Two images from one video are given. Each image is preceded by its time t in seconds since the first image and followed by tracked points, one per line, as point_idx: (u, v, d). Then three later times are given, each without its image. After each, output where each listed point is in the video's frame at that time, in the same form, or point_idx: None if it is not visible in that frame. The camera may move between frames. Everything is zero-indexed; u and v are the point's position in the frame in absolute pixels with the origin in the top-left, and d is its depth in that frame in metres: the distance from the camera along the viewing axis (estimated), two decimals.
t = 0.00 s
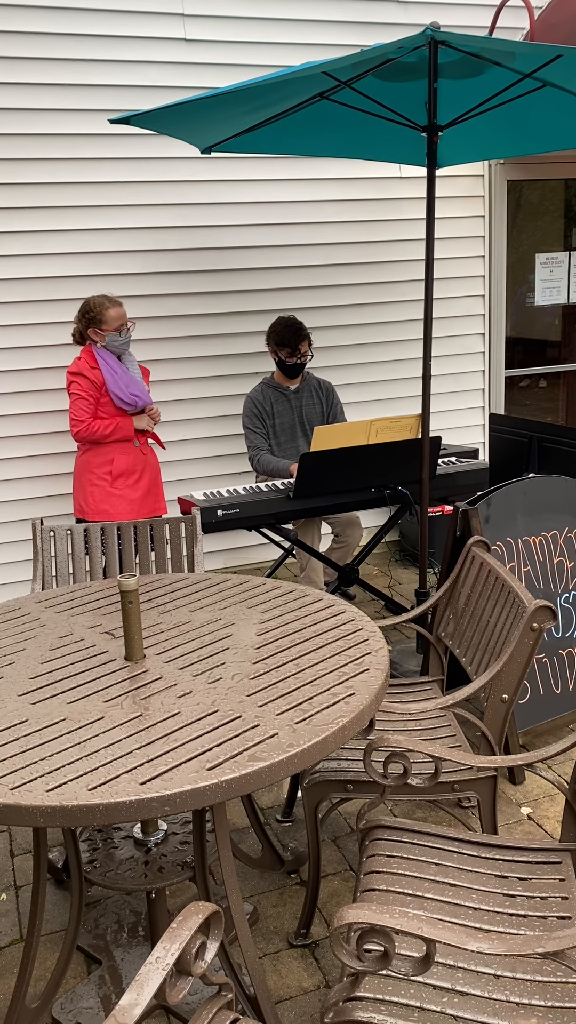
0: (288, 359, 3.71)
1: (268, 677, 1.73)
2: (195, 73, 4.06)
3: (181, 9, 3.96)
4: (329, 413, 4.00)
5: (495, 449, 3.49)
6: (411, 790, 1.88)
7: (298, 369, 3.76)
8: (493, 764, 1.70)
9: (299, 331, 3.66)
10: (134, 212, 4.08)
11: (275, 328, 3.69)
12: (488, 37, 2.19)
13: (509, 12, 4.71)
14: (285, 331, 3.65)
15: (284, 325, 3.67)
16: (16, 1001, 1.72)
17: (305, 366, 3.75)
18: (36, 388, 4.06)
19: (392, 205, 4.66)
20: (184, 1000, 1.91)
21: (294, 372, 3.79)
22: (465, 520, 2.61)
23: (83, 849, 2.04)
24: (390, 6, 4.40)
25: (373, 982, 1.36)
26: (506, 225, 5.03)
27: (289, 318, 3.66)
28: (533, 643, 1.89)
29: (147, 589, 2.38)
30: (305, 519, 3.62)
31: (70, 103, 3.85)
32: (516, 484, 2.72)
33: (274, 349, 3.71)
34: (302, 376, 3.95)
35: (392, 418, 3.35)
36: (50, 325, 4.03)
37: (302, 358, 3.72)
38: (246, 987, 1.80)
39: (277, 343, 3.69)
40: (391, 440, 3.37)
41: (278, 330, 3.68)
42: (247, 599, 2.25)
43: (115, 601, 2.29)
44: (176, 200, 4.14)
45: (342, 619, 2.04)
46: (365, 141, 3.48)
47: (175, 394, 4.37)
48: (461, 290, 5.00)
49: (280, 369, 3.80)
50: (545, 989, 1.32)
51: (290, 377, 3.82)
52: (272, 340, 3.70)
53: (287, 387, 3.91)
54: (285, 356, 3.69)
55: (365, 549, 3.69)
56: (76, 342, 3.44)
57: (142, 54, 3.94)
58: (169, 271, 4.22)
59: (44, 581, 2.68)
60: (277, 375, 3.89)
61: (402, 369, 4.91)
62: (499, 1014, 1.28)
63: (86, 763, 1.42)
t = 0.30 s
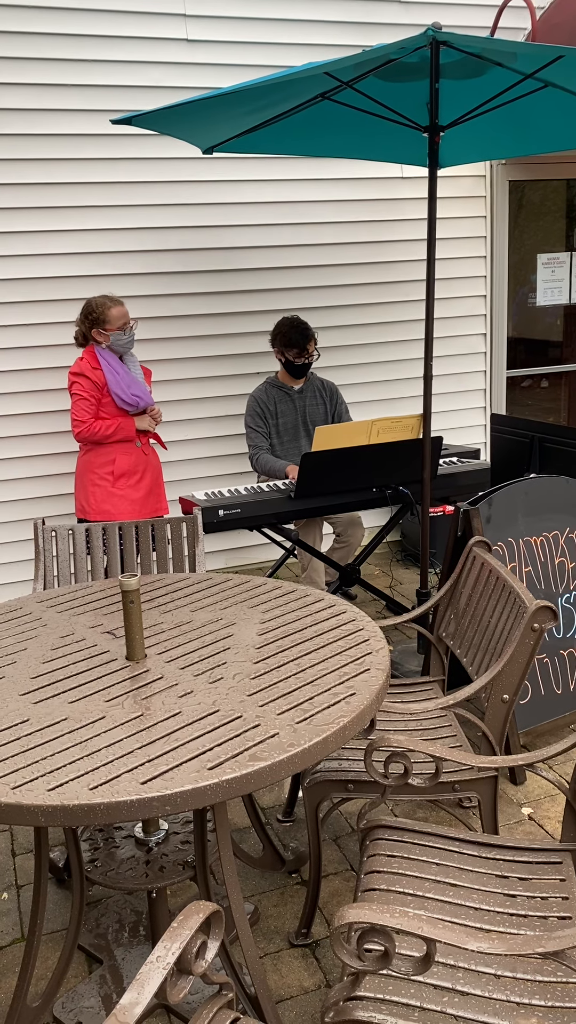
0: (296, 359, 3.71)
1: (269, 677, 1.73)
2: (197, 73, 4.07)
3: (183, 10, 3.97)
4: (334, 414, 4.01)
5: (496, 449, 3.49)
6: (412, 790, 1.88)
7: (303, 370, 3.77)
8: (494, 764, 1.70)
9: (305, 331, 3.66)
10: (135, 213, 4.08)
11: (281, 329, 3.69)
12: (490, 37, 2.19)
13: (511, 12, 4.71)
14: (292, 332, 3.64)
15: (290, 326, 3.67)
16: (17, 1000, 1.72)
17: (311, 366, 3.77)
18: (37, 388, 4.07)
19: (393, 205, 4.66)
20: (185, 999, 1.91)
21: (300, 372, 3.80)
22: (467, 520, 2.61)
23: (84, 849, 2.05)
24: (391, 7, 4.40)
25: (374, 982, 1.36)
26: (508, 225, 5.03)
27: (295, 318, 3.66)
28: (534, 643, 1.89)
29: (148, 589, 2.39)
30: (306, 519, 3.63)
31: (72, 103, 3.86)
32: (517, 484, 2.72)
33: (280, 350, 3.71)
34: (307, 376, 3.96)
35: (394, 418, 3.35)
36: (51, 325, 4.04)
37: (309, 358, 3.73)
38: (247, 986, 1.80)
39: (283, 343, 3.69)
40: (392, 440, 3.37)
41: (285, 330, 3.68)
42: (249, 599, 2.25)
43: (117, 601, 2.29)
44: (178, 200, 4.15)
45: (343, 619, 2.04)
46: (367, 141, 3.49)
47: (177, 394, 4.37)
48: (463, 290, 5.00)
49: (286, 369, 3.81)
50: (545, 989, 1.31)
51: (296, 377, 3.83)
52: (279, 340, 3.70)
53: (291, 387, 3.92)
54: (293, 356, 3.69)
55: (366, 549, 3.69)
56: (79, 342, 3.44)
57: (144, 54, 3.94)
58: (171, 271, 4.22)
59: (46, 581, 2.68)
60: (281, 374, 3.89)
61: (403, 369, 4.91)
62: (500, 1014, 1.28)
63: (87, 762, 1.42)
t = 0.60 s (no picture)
0: (298, 359, 3.72)
1: (271, 677, 1.73)
2: (199, 73, 4.07)
3: (186, 10, 3.97)
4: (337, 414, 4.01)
5: (498, 449, 3.49)
6: (413, 790, 1.88)
7: (307, 369, 3.77)
8: (495, 765, 1.70)
9: (309, 331, 3.66)
10: (137, 213, 4.08)
11: (284, 329, 3.70)
12: (492, 38, 2.19)
13: (514, 12, 4.71)
14: (295, 331, 3.65)
15: (293, 326, 3.67)
16: (18, 1000, 1.72)
17: (314, 366, 3.76)
18: (38, 388, 4.07)
19: (395, 205, 4.66)
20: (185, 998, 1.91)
21: (303, 372, 3.79)
22: (468, 520, 2.62)
23: (84, 848, 2.05)
24: (394, 7, 4.40)
25: (374, 982, 1.36)
26: (510, 225, 5.03)
27: (298, 318, 3.66)
28: (535, 643, 1.89)
29: (150, 589, 2.39)
30: (308, 519, 3.63)
31: (74, 103, 3.86)
32: (518, 484, 2.72)
33: (284, 350, 3.71)
34: (310, 376, 3.96)
35: (396, 418, 3.35)
36: (53, 325, 4.04)
37: (312, 358, 3.73)
38: (247, 986, 1.80)
39: (286, 343, 3.69)
40: (394, 440, 3.37)
41: (288, 330, 3.68)
42: (250, 599, 2.25)
43: (118, 600, 2.29)
44: (181, 200, 4.15)
45: (344, 619, 2.04)
46: (369, 142, 3.49)
47: (180, 394, 4.38)
48: (465, 291, 5.00)
49: (289, 369, 3.81)
50: (545, 989, 1.31)
51: (299, 377, 3.83)
52: (282, 340, 3.70)
53: (294, 387, 3.92)
54: (296, 356, 3.69)
55: (368, 549, 3.69)
56: (82, 342, 3.44)
57: (147, 54, 3.95)
58: (173, 271, 4.22)
59: (47, 580, 2.69)
60: (285, 374, 3.89)
61: (404, 369, 4.91)
62: (500, 1014, 1.28)
63: (87, 762, 1.42)
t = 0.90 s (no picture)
0: (299, 360, 3.72)
1: (273, 677, 1.73)
2: (203, 73, 4.07)
3: (189, 10, 3.97)
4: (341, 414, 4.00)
5: (501, 451, 3.49)
6: (415, 791, 1.88)
7: (309, 370, 3.77)
8: (496, 766, 1.70)
9: (310, 331, 3.66)
10: (139, 213, 4.08)
11: (286, 329, 3.69)
12: (496, 38, 2.19)
13: (517, 12, 4.70)
14: (295, 331, 3.65)
15: (294, 326, 3.67)
16: (19, 999, 1.72)
17: (316, 366, 3.75)
18: (39, 388, 4.07)
19: (398, 206, 4.66)
20: (187, 999, 1.91)
21: (305, 372, 3.79)
22: (471, 521, 2.62)
23: (86, 848, 2.05)
24: (397, 8, 4.40)
25: (376, 982, 1.37)
26: (513, 226, 5.03)
27: (298, 318, 3.66)
28: (538, 645, 1.88)
29: (152, 589, 2.39)
30: (310, 519, 3.63)
31: (77, 103, 3.86)
32: (521, 485, 2.72)
33: (285, 348, 3.72)
34: (313, 376, 3.96)
35: (399, 419, 3.35)
36: (55, 325, 4.04)
37: (313, 358, 3.72)
38: (249, 986, 1.80)
39: (288, 343, 3.69)
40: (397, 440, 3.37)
41: (289, 330, 3.68)
42: (252, 599, 2.26)
43: (120, 600, 2.29)
44: (184, 200, 4.15)
45: (346, 620, 2.04)
46: (372, 142, 3.49)
47: (182, 394, 4.38)
48: (468, 291, 5.00)
49: (291, 369, 3.81)
50: (546, 991, 1.31)
51: (302, 377, 3.82)
52: (283, 340, 3.70)
53: (297, 387, 3.92)
54: (296, 355, 3.69)
55: (370, 550, 3.69)
56: (84, 341, 3.45)
57: (151, 54, 3.95)
58: (176, 271, 4.22)
59: (49, 579, 2.69)
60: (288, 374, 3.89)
61: (407, 370, 4.91)
62: (501, 1015, 1.28)
63: (90, 762, 1.42)
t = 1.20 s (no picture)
0: (299, 361, 3.72)
1: (274, 677, 1.73)
2: (205, 73, 4.07)
3: (192, 10, 3.97)
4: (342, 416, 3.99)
5: (502, 452, 3.49)
6: (416, 792, 1.88)
7: (309, 371, 3.77)
8: (497, 767, 1.70)
9: (311, 332, 3.66)
10: (141, 213, 4.08)
11: (287, 330, 3.69)
12: (499, 40, 2.19)
13: (520, 13, 4.70)
14: (296, 332, 3.65)
15: (295, 326, 3.67)
16: (19, 999, 1.72)
17: (317, 366, 3.75)
18: (40, 388, 4.07)
19: (399, 206, 4.66)
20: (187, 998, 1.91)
21: (306, 373, 3.79)
22: (472, 522, 2.62)
23: (86, 848, 2.05)
24: (400, 9, 4.40)
25: (377, 983, 1.37)
26: (515, 227, 5.02)
27: (299, 319, 3.66)
28: (539, 646, 1.89)
29: (154, 589, 2.39)
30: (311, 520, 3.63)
31: (79, 103, 3.86)
32: (523, 487, 2.72)
33: (286, 349, 3.72)
34: (313, 377, 3.96)
35: (400, 420, 3.35)
36: (56, 325, 4.04)
37: (314, 359, 3.72)
38: (249, 986, 1.80)
39: (288, 344, 3.69)
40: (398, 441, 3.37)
41: (290, 330, 3.68)
42: (253, 599, 2.26)
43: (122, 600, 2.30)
44: (186, 201, 4.15)
45: (348, 620, 2.04)
46: (374, 143, 3.49)
47: (184, 394, 4.38)
48: (469, 292, 5.00)
49: (292, 370, 3.80)
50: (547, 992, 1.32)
51: (303, 377, 3.81)
52: (284, 341, 3.70)
53: (298, 388, 3.92)
54: (296, 355, 3.69)
55: (371, 550, 3.69)
56: (86, 342, 3.45)
57: (153, 55, 3.95)
58: (177, 271, 4.23)
59: (51, 579, 2.69)
60: (288, 375, 3.89)
61: (408, 371, 4.90)
62: (502, 1016, 1.27)
63: (91, 762, 1.42)
